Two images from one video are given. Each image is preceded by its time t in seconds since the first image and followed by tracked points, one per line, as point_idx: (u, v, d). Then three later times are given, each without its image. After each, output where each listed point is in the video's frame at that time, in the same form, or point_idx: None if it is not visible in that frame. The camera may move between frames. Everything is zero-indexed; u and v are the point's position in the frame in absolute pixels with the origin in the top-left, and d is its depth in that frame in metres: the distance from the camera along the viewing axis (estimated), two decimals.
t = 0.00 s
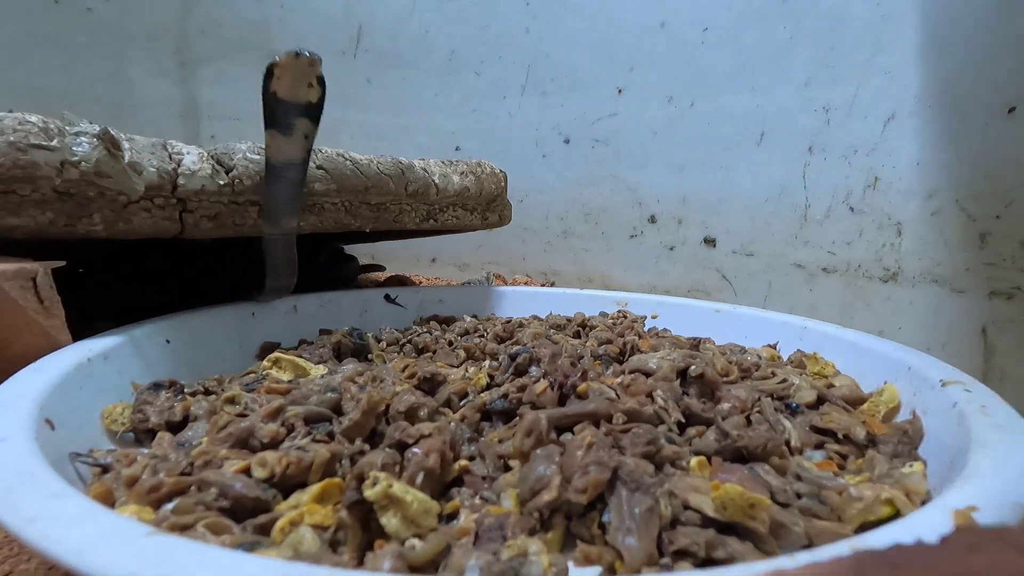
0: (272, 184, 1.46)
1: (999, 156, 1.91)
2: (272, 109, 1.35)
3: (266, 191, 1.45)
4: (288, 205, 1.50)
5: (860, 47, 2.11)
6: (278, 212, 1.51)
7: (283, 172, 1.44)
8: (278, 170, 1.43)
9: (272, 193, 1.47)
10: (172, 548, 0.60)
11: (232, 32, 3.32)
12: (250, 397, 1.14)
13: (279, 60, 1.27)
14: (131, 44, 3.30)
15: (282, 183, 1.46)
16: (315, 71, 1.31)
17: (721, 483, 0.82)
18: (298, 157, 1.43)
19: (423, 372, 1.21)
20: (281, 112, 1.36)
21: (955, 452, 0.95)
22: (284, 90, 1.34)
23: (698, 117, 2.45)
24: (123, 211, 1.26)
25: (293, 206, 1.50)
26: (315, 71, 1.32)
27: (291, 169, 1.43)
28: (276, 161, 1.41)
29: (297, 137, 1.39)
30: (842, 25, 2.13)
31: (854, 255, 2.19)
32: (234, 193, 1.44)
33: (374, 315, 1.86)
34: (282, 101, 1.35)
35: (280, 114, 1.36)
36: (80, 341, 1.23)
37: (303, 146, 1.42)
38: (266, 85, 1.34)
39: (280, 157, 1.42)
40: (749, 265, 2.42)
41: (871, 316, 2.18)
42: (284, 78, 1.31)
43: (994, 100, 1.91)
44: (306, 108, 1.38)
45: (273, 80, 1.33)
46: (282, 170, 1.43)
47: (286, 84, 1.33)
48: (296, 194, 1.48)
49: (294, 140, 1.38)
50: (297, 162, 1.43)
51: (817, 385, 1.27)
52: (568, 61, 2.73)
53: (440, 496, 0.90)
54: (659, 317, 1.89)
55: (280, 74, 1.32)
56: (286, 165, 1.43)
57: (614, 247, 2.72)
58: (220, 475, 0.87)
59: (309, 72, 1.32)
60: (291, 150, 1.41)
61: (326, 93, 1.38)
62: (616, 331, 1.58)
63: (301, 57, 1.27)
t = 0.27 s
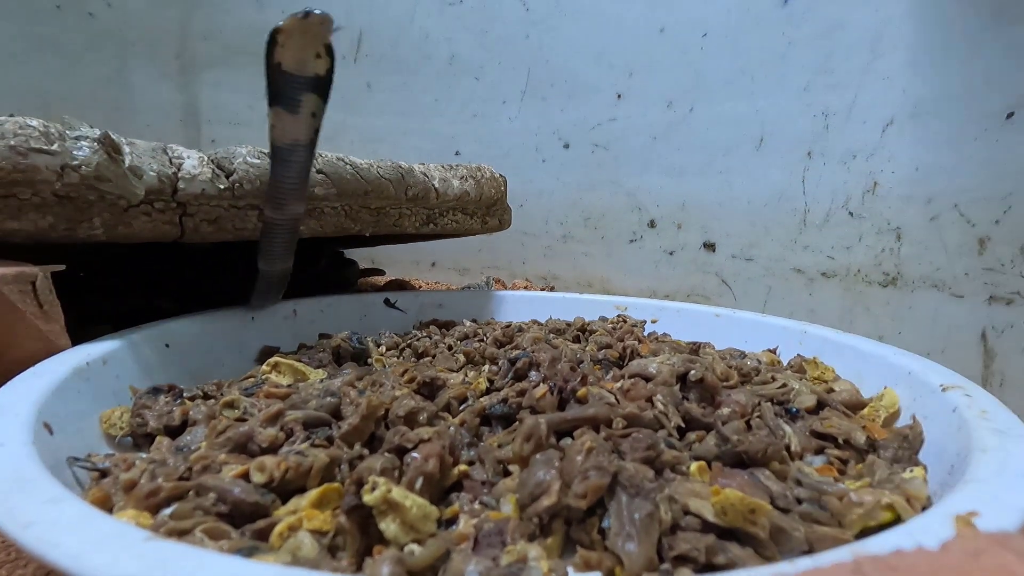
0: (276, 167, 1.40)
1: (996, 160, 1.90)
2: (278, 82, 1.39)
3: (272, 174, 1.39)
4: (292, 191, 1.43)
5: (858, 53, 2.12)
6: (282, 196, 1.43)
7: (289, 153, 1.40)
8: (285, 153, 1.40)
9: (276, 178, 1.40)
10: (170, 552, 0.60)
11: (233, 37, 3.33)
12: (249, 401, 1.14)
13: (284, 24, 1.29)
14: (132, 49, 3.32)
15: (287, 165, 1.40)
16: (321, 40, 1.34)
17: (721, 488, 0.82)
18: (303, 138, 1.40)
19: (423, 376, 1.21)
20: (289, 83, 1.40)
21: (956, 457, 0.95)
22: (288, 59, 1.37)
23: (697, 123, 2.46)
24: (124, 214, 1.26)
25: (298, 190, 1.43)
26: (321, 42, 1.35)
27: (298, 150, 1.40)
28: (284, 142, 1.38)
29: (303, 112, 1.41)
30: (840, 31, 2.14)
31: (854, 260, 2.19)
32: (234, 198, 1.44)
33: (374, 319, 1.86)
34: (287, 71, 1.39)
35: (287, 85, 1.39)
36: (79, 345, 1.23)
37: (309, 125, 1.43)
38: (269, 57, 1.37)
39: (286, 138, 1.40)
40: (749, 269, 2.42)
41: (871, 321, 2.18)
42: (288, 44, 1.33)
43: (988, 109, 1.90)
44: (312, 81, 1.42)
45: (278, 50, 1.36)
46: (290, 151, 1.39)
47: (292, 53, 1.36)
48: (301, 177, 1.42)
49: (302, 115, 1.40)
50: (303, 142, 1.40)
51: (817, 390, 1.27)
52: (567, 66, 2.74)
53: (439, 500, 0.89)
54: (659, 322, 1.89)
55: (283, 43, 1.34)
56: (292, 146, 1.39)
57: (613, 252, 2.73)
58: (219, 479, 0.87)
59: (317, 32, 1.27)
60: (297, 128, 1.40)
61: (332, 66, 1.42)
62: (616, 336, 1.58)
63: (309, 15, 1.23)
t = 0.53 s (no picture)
0: (376, 224, 1.52)
1: (993, 165, 1.91)
2: (359, 149, 1.53)
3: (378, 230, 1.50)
4: (388, 248, 1.53)
5: (857, 57, 2.11)
6: (387, 256, 1.52)
7: (385, 215, 1.53)
8: (379, 212, 1.53)
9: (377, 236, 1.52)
10: (168, 557, 0.59)
11: (233, 40, 3.34)
12: (248, 404, 1.14)
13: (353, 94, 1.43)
14: (132, 53, 3.32)
15: (388, 224, 1.53)
16: (383, 103, 1.48)
17: (721, 492, 0.82)
18: (393, 199, 1.54)
19: (423, 380, 1.20)
20: (368, 151, 1.54)
21: (956, 461, 0.94)
22: (362, 125, 1.51)
23: (697, 126, 2.46)
24: (124, 218, 1.26)
25: (398, 243, 1.53)
26: (383, 107, 1.51)
27: (392, 208, 1.54)
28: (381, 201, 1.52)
29: (386, 172, 1.55)
30: (839, 34, 2.14)
31: (853, 263, 2.19)
32: (234, 202, 1.43)
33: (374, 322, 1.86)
34: (363, 137, 1.52)
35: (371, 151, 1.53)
36: (79, 348, 1.22)
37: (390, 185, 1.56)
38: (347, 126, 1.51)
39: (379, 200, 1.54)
40: (748, 273, 2.42)
41: (871, 325, 2.18)
42: (361, 111, 1.49)
43: (987, 113, 1.91)
44: (382, 144, 1.56)
45: (352, 118, 1.51)
46: (385, 207, 1.53)
47: (362, 119, 1.50)
48: (398, 231, 1.55)
49: (387, 176, 1.54)
50: (394, 200, 1.55)
51: (817, 394, 1.27)
52: (567, 70, 2.74)
53: (439, 504, 0.89)
54: (658, 325, 1.89)
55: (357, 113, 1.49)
56: (386, 206, 1.54)
57: (613, 255, 2.73)
58: (217, 483, 0.87)
59: (384, 88, 1.40)
60: (387, 190, 1.54)
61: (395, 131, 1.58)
62: (616, 339, 1.57)
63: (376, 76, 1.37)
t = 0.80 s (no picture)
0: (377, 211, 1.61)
1: (992, 167, 1.90)
2: (355, 148, 1.68)
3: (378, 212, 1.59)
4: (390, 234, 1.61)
5: (856, 60, 2.11)
6: (389, 240, 1.58)
7: (383, 202, 1.63)
8: (377, 200, 1.64)
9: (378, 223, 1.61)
10: (167, 559, 0.59)
11: (234, 42, 3.34)
12: (248, 406, 1.14)
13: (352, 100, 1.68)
14: (133, 55, 3.32)
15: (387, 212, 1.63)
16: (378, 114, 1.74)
17: (721, 494, 0.82)
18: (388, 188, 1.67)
19: (423, 381, 1.21)
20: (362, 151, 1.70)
21: (956, 463, 0.94)
22: (359, 129, 1.71)
23: (697, 128, 2.47)
24: (124, 219, 1.26)
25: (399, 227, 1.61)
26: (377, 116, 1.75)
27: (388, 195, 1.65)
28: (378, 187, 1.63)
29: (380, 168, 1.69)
30: (839, 36, 2.14)
31: (853, 265, 2.19)
32: (234, 203, 1.43)
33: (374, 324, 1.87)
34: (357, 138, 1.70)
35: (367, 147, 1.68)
36: (79, 349, 1.22)
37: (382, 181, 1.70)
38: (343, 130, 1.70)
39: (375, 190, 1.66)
40: (748, 275, 2.43)
41: (870, 326, 2.18)
42: (357, 115, 1.69)
43: (987, 115, 1.90)
44: (375, 147, 1.73)
45: (349, 123, 1.71)
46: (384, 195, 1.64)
47: (359, 123, 1.71)
48: (397, 217, 1.63)
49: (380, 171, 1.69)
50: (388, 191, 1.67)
51: (817, 396, 1.27)
52: (567, 72, 2.74)
53: (438, 506, 0.89)
54: (658, 327, 1.90)
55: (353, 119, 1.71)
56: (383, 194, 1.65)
57: (613, 256, 2.74)
58: (217, 484, 0.86)
59: (381, 97, 1.67)
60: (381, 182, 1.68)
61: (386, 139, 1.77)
62: (616, 340, 1.57)
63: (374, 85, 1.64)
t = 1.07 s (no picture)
0: (364, 217, 1.56)
1: (991, 168, 1.90)
2: (343, 144, 1.61)
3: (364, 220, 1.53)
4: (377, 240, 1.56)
5: (856, 60, 2.11)
6: (376, 248, 1.54)
7: (370, 205, 1.57)
8: (364, 204, 1.57)
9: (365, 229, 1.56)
10: (167, 559, 0.59)
11: (234, 43, 3.34)
12: (247, 406, 1.14)
13: (342, 90, 1.57)
14: (133, 56, 3.32)
15: (373, 216, 1.57)
16: (371, 102, 1.63)
17: (721, 494, 0.82)
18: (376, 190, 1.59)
19: (423, 382, 1.21)
20: (351, 146, 1.61)
21: (956, 463, 0.94)
22: (348, 121, 1.62)
23: (697, 129, 2.47)
24: (124, 219, 1.26)
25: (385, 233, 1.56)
26: (370, 104, 1.64)
27: (377, 198, 1.58)
28: (365, 191, 1.56)
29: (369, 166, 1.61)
30: (839, 37, 2.14)
31: (853, 265, 2.19)
32: (234, 204, 1.43)
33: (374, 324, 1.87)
34: (346, 132, 1.62)
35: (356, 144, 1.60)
36: (79, 350, 1.22)
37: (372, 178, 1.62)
38: (331, 122, 1.61)
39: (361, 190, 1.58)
40: (748, 275, 2.43)
41: (870, 326, 2.19)
42: (346, 107, 1.60)
43: (987, 115, 1.90)
44: (367, 141, 1.64)
45: (338, 114, 1.61)
46: (371, 198, 1.57)
47: (348, 114, 1.61)
48: (384, 223, 1.58)
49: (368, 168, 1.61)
50: (378, 192, 1.60)
51: (817, 396, 1.27)
52: (567, 73, 2.74)
53: (438, 506, 0.89)
54: (658, 327, 1.90)
55: (343, 108, 1.61)
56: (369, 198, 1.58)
57: (613, 257, 2.74)
58: (217, 485, 0.86)
59: (372, 86, 1.53)
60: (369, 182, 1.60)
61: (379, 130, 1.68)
62: (616, 340, 1.57)
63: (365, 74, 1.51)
